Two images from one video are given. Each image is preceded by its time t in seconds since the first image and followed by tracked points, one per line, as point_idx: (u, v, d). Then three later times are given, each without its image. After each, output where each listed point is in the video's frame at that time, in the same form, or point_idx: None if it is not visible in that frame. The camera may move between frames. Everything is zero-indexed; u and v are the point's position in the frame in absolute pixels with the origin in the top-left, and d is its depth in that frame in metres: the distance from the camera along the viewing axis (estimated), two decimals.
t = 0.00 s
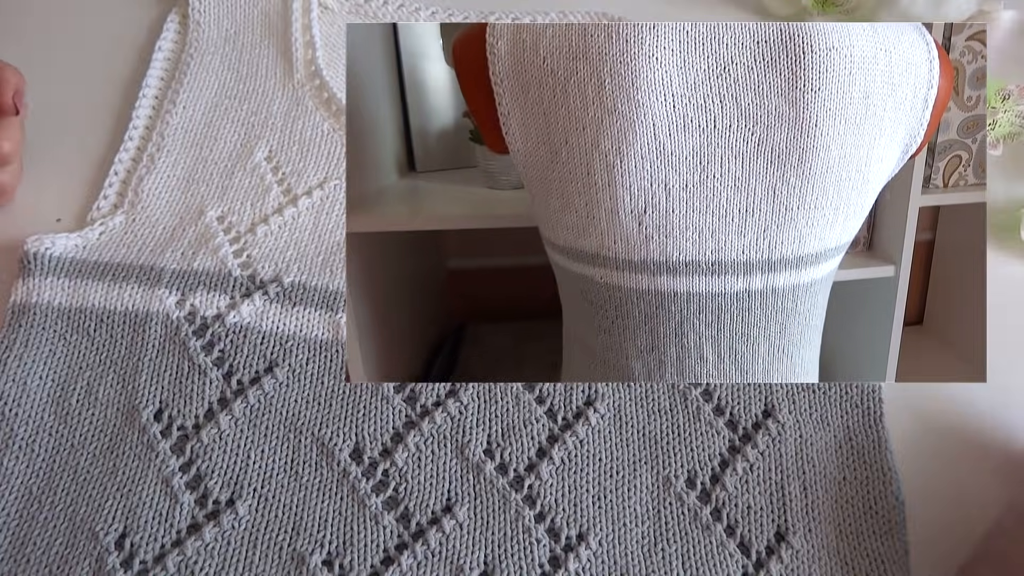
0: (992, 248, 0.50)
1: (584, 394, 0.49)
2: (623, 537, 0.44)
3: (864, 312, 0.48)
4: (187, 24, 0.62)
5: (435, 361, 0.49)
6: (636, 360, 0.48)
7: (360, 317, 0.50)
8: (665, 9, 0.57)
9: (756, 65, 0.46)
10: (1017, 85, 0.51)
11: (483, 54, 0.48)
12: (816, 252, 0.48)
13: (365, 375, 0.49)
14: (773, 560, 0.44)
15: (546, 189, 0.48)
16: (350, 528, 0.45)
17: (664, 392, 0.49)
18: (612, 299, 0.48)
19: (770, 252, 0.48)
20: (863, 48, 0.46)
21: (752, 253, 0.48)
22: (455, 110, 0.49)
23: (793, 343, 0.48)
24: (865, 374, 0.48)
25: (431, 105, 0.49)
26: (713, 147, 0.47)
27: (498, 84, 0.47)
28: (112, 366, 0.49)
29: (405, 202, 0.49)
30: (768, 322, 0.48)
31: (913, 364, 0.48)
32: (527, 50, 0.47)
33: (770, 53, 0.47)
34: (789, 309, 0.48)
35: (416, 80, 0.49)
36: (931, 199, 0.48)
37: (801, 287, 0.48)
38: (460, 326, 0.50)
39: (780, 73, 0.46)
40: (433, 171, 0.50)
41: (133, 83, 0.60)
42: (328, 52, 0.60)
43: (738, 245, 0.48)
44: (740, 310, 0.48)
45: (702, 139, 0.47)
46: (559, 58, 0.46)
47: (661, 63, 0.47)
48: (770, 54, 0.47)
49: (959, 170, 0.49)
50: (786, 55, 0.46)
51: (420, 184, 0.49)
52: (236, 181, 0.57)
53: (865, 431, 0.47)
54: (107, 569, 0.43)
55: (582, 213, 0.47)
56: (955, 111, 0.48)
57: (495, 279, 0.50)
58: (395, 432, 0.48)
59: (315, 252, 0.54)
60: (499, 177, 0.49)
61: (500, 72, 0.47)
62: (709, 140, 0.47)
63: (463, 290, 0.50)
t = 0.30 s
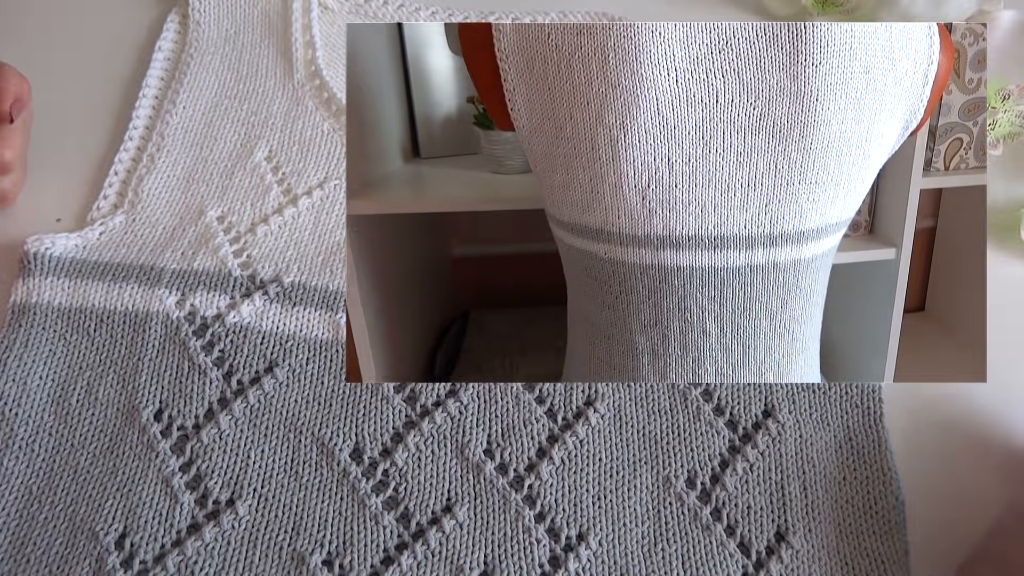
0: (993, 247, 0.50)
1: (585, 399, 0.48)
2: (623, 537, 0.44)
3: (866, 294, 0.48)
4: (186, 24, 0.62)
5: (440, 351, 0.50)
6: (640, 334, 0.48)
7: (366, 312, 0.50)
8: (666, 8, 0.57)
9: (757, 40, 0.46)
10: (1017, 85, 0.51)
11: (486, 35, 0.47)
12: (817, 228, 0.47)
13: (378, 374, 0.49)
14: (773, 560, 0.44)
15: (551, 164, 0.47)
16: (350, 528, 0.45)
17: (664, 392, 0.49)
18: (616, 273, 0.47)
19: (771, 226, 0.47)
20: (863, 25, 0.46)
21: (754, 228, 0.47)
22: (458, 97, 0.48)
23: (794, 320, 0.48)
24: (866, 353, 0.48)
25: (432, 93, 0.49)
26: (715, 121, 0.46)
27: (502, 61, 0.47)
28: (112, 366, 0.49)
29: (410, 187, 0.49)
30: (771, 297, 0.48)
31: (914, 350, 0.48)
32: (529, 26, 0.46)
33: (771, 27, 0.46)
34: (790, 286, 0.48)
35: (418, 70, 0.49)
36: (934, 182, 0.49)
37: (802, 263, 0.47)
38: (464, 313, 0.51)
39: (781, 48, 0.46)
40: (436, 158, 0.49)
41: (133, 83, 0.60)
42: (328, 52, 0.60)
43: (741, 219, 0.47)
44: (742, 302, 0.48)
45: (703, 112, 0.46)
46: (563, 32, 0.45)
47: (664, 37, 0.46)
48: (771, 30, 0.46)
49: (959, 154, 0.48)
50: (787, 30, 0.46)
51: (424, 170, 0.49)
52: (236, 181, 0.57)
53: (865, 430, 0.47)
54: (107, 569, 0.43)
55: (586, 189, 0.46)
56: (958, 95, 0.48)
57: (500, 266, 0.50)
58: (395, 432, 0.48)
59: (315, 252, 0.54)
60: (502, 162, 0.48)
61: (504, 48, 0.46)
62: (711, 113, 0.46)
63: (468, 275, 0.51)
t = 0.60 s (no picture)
0: (992, 247, 0.50)
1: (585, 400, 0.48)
2: (623, 537, 0.44)
3: (864, 278, 0.49)
4: (186, 24, 0.62)
5: (444, 334, 0.50)
6: (640, 314, 0.48)
7: (372, 305, 0.50)
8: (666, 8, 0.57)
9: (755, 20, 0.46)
10: (1017, 85, 0.51)
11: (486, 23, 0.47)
12: (816, 207, 0.47)
13: (387, 376, 0.49)
14: (773, 560, 0.44)
15: (551, 143, 0.46)
16: (350, 528, 0.45)
17: (664, 392, 0.49)
18: (616, 255, 0.47)
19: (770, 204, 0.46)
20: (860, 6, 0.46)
21: (755, 206, 0.46)
22: (458, 86, 0.49)
23: (793, 298, 0.48)
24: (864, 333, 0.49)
25: (433, 83, 0.49)
26: (712, 100, 0.45)
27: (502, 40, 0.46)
28: (112, 366, 0.49)
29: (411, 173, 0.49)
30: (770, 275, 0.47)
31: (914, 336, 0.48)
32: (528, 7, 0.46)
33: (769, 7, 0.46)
34: (789, 265, 0.47)
35: (419, 61, 0.49)
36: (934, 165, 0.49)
37: (802, 241, 0.47)
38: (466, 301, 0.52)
39: (779, 28, 0.45)
40: (437, 145, 0.50)
41: (133, 83, 0.60)
42: (328, 52, 0.60)
43: (740, 198, 0.46)
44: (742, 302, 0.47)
45: (702, 89, 0.45)
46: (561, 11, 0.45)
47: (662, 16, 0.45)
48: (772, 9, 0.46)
49: (959, 138, 0.49)
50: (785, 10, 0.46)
51: (426, 157, 0.49)
52: (236, 181, 0.57)
53: (865, 430, 0.47)
54: (107, 569, 0.43)
55: (586, 168, 0.45)
56: (957, 78, 0.48)
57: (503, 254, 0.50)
58: (395, 432, 0.48)
59: (315, 252, 0.54)
60: (503, 148, 0.48)
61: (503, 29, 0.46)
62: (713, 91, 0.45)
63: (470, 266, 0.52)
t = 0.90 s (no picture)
0: (992, 246, 0.50)
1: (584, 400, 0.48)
2: (623, 537, 0.44)
3: (864, 276, 0.48)
4: (186, 24, 0.62)
5: (447, 321, 0.49)
6: (644, 291, 0.46)
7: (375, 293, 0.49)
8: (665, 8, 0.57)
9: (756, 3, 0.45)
10: (1017, 85, 0.51)
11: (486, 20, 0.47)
12: (818, 185, 0.45)
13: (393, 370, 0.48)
14: (773, 560, 0.44)
15: (556, 122, 0.44)
16: (350, 528, 0.45)
17: (664, 392, 0.49)
18: (618, 253, 0.46)
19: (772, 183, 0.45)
20: None
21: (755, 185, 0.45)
22: (461, 72, 0.48)
23: (796, 279, 0.47)
24: (867, 320, 0.47)
25: (433, 70, 0.49)
26: (714, 77, 0.44)
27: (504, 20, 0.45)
28: (112, 366, 0.49)
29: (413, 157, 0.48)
30: (773, 254, 0.46)
31: (915, 328, 0.47)
32: None
33: None
34: (790, 245, 0.46)
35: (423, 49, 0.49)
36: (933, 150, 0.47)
37: (803, 222, 0.46)
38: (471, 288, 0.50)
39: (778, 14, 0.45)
40: (440, 130, 0.49)
41: (133, 83, 0.60)
42: (328, 52, 0.60)
43: (741, 176, 0.45)
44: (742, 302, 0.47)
45: (705, 67, 0.44)
46: None
47: None
48: None
49: (961, 124, 0.48)
50: None
51: (429, 142, 0.49)
52: (236, 181, 0.57)
53: (865, 430, 0.47)
54: (107, 569, 0.43)
55: (592, 147, 0.44)
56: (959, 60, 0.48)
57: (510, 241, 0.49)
58: (395, 432, 0.48)
59: (315, 252, 0.54)
60: (506, 133, 0.48)
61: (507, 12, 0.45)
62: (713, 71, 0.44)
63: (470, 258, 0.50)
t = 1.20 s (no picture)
0: (992, 247, 0.51)
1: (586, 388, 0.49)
2: (623, 537, 0.44)
3: (863, 276, 0.48)
4: (186, 24, 0.62)
5: (449, 306, 0.50)
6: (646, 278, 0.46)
7: (381, 279, 0.50)
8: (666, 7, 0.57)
9: None
10: (1017, 85, 0.51)
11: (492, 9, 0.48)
12: (819, 164, 0.45)
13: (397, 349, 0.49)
14: (772, 560, 0.44)
15: (560, 102, 0.44)
16: (350, 528, 0.45)
17: (665, 392, 0.49)
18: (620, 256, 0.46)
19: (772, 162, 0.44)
20: None
21: (755, 164, 0.44)
22: (462, 59, 0.49)
23: (796, 260, 0.46)
24: (865, 303, 0.48)
25: (436, 59, 0.49)
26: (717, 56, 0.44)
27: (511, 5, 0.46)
28: (112, 366, 0.49)
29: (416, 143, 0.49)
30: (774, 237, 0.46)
31: (915, 310, 0.48)
32: None
33: None
34: (790, 227, 0.46)
35: (422, 34, 0.49)
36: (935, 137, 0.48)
37: (803, 201, 0.45)
38: (472, 277, 0.51)
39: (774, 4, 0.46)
40: (442, 118, 0.49)
41: (134, 83, 0.60)
42: (328, 52, 0.60)
43: (741, 157, 0.44)
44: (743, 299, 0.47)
45: (709, 46, 0.44)
46: None
47: None
48: None
49: (959, 111, 0.48)
50: None
51: (432, 130, 0.49)
52: (236, 181, 0.57)
53: (865, 430, 0.47)
54: (108, 569, 0.43)
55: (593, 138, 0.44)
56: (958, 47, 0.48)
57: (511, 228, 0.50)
58: (395, 432, 0.48)
59: (315, 252, 0.54)
60: (508, 120, 0.48)
61: None
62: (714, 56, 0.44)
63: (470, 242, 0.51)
